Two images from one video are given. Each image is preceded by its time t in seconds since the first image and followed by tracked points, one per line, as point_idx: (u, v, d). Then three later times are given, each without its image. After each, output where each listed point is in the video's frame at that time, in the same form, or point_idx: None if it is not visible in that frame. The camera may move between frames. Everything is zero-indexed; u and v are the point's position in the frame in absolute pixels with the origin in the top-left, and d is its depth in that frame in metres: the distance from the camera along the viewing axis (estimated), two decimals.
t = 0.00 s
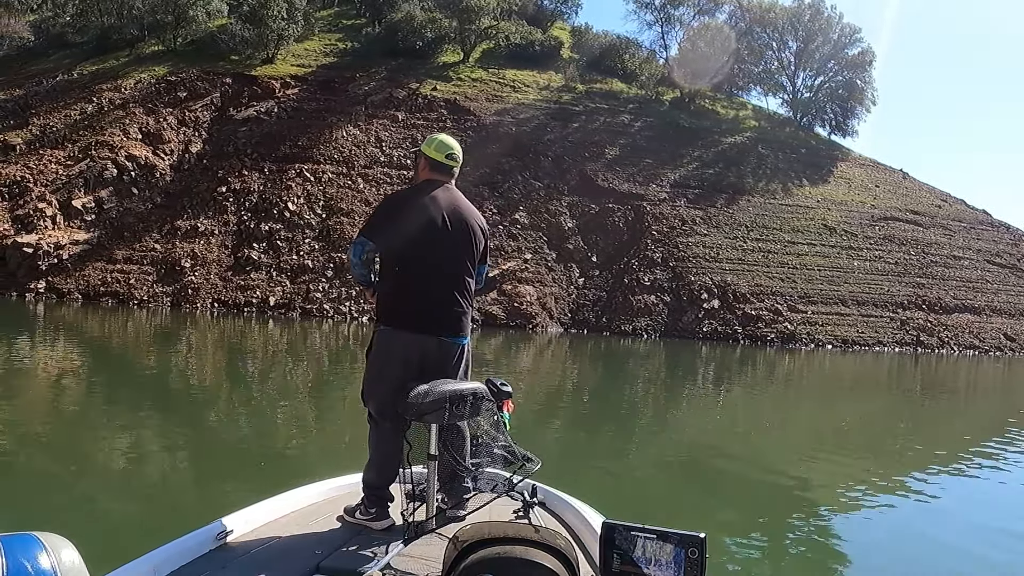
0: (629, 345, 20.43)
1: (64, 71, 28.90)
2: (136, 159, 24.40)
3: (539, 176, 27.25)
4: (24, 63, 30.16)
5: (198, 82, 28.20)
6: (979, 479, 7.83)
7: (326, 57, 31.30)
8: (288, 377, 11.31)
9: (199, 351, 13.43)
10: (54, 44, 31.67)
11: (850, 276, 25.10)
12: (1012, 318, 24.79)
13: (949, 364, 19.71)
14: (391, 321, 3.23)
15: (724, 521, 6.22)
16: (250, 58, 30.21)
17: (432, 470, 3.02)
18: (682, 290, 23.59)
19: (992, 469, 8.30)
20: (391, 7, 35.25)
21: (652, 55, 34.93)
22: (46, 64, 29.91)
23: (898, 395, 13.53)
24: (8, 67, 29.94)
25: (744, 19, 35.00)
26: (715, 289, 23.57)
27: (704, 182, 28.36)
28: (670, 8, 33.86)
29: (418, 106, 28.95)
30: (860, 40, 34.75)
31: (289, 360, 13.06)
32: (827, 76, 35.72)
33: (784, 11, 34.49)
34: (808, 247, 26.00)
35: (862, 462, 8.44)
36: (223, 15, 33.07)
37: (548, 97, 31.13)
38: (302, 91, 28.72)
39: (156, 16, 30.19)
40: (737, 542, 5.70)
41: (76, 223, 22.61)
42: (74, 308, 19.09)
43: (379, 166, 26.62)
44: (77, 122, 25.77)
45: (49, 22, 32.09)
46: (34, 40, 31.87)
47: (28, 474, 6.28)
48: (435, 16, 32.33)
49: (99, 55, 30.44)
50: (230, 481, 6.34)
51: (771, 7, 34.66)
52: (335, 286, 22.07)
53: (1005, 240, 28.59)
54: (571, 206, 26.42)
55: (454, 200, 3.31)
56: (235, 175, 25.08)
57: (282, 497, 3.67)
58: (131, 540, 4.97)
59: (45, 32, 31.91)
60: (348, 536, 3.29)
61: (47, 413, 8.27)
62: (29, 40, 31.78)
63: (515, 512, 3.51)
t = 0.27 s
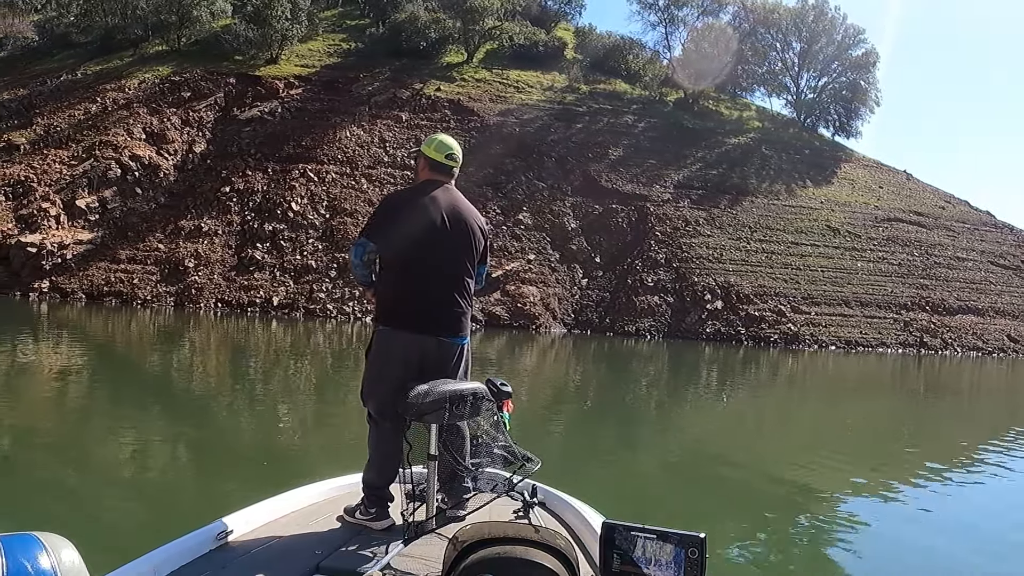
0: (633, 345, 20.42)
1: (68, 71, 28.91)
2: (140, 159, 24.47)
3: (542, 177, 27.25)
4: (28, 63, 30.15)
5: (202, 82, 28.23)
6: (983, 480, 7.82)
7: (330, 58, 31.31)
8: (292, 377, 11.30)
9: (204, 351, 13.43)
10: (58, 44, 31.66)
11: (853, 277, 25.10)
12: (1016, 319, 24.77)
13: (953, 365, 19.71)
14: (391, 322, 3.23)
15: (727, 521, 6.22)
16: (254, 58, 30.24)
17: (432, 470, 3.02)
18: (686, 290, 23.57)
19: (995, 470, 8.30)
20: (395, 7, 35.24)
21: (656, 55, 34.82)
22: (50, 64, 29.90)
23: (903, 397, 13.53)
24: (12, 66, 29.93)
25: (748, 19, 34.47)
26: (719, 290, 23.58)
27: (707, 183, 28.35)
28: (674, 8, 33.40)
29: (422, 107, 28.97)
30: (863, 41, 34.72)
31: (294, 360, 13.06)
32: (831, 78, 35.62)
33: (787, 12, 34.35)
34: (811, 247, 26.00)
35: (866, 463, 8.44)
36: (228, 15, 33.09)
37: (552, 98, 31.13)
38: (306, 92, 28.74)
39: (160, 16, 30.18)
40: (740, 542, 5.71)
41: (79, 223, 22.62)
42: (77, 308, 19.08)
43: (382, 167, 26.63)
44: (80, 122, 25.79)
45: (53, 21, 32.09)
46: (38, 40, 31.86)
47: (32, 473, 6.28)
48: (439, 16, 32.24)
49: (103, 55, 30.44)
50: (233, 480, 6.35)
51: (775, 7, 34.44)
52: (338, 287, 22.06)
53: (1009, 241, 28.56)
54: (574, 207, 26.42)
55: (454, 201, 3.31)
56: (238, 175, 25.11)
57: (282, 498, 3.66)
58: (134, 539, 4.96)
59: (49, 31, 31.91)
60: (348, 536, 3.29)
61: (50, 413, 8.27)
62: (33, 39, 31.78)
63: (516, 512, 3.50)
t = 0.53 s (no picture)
0: (637, 346, 20.41)
1: (72, 71, 28.96)
2: (143, 160, 24.54)
3: (546, 177, 27.25)
4: (32, 63, 30.20)
5: (206, 83, 28.27)
6: (986, 482, 7.81)
7: (334, 59, 31.34)
8: (296, 378, 11.31)
9: (207, 352, 13.44)
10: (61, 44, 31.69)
11: (857, 278, 25.07)
12: (1020, 320, 24.73)
13: (957, 366, 19.70)
14: (390, 322, 3.23)
15: (729, 522, 6.22)
16: (258, 58, 30.28)
17: (432, 470, 3.02)
18: (690, 291, 23.56)
19: (999, 472, 8.29)
20: (399, 8, 35.25)
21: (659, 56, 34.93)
22: (55, 65, 29.96)
23: (908, 398, 13.52)
24: (16, 67, 29.99)
25: (752, 21, 34.39)
26: (722, 290, 23.58)
27: (711, 184, 28.34)
28: (678, 9, 34.07)
29: (426, 107, 29.00)
30: (867, 42, 34.60)
31: (297, 361, 13.06)
32: (834, 78, 35.49)
33: (790, 13, 34.13)
34: (815, 248, 25.98)
35: (870, 464, 8.43)
36: (232, 16, 33.16)
37: (555, 99, 31.13)
38: (309, 93, 28.77)
39: (164, 17, 30.18)
40: (743, 543, 5.70)
41: (83, 224, 22.68)
42: (81, 308, 19.08)
43: (386, 167, 26.65)
44: (84, 123, 25.83)
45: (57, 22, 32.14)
46: (42, 40, 31.87)
47: (35, 473, 6.29)
48: (443, 17, 32.42)
49: (107, 56, 30.50)
50: (236, 480, 6.36)
51: (779, 7, 34.22)
52: (342, 287, 22.07)
53: (1013, 242, 28.51)
54: (578, 208, 26.42)
55: (453, 201, 3.31)
56: (242, 176, 25.18)
57: (282, 497, 3.66)
58: (137, 540, 4.96)
59: (53, 32, 31.93)
60: (348, 536, 3.30)
61: (53, 413, 8.28)
62: (37, 40, 31.85)
63: (515, 513, 3.50)
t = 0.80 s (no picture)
0: (641, 347, 20.41)
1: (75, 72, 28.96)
2: (147, 161, 24.46)
3: (549, 178, 27.24)
4: (36, 64, 30.21)
5: (209, 84, 28.28)
6: (990, 482, 7.80)
7: (338, 60, 31.37)
8: (300, 378, 11.32)
9: (211, 353, 13.45)
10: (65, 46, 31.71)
11: (861, 278, 25.05)
12: None
13: (961, 367, 19.69)
14: (390, 321, 3.24)
15: (733, 523, 6.22)
16: (261, 59, 30.33)
17: (432, 470, 3.02)
18: (693, 292, 23.55)
19: (1003, 472, 8.28)
20: (402, 8, 35.30)
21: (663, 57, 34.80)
22: (59, 65, 29.95)
23: (912, 399, 13.52)
24: (20, 67, 29.99)
25: (756, 21, 33.64)
26: (726, 291, 23.58)
27: (715, 185, 28.32)
28: (681, 10, 33.73)
29: (430, 108, 29.04)
30: (871, 42, 34.49)
31: (301, 361, 13.08)
32: (839, 78, 35.34)
33: (795, 13, 33.93)
34: (819, 249, 25.97)
35: (874, 464, 8.42)
36: (236, 17, 33.24)
37: (559, 99, 31.14)
38: (313, 94, 28.78)
39: (167, 18, 30.16)
40: (746, 544, 5.70)
41: (87, 225, 22.68)
42: (85, 309, 19.07)
43: (390, 168, 26.67)
44: (88, 123, 25.82)
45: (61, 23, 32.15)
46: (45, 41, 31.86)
47: (38, 473, 6.31)
48: (446, 18, 32.32)
49: (110, 57, 30.51)
50: (240, 480, 6.38)
51: (783, 9, 33.83)
52: (346, 288, 22.08)
53: (1017, 243, 28.49)
54: (582, 208, 26.44)
55: (454, 201, 3.31)
56: (246, 177, 25.23)
57: (283, 497, 3.67)
58: (141, 540, 4.96)
59: (57, 33, 31.94)
60: (349, 535, 3.30)
61: (58, 413, 8.30)
62: (41, 41, 31.84)
63: (516, 513, 3.50)
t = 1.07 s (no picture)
0: (645, 347, 20.40)
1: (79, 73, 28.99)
2: (151, 162, 24.47)
3: (553, 178, 27.24)
4: (41, 64, 30.24)
5: (213, 84, 28.30)
6: (993, 482, 7.79)
7: (341, 60, 31.38)
8: (305, 378, 11.32)
9: (216, 353, 13.47)
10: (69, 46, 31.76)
11: (865, 278, 25.02)
12: None
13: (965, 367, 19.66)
14: (389, 322, 3.24)
15: (735, 522, 6.22)
16: (265, 60, 30.37)
17: (432, 470, 3.03)
18: (697, 292, 23.53)
19: (1007, 472, 8.27)
20: (406, 9, 35.33)
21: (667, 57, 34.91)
22: (63, 66, 29.98)
23: (917, 399, 13.51)
24: (24, 68, 30.02)
25: (760, 21, 33.77)
26: (730, 291, 23.57)
27: (718, 185, 28.30)
28: (685, 10, 33.62)
29: (434, 108, 29.07)
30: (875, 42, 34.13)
31: (306, 361, 13.09)
32: (842, 78, 35.10)
33: (798, 13, 33.74)
34: (823, 249, 25.95)
35: (878, 465, 8.41)
36: (240, 18, 33.26)
37: (562, 100, 31.14)
38: (317, 94, 28.80)
39: (171, 18, 30.16)
40: (748, 544, 5.71)
41: (91, 225, 22.69)
42: (90, 309, 19.11)
43: (394, 168, 26.69)
44: (93, 124, 25.92)
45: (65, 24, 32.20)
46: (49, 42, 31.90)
47: (42, 473, 6.32)
48: (450, 19, 32.25)
49: (114, 57, 30.54)
50: (244, 480, 6.38)
51: (786, 9, 33.69)
52: (350, 288, 22.06)
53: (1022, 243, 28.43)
54: (586, 208, 26.50)
55: (454, 202, 3.31)
56: (250, 177, 25.26)
57: (283, 497, 3.67)
58: (144, 540, 4.97)
59: (61, 34, 31.98)
60: (349, 536, 3.30)
61: (62, 413, 8.32)
62: (45, 41, 31.87)
63: (516, 513, 3.50)
